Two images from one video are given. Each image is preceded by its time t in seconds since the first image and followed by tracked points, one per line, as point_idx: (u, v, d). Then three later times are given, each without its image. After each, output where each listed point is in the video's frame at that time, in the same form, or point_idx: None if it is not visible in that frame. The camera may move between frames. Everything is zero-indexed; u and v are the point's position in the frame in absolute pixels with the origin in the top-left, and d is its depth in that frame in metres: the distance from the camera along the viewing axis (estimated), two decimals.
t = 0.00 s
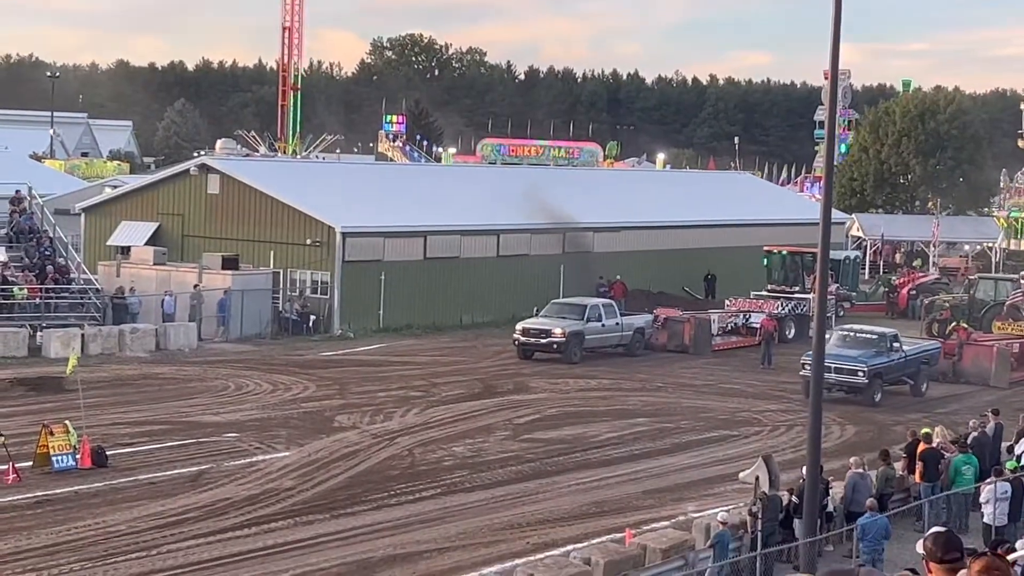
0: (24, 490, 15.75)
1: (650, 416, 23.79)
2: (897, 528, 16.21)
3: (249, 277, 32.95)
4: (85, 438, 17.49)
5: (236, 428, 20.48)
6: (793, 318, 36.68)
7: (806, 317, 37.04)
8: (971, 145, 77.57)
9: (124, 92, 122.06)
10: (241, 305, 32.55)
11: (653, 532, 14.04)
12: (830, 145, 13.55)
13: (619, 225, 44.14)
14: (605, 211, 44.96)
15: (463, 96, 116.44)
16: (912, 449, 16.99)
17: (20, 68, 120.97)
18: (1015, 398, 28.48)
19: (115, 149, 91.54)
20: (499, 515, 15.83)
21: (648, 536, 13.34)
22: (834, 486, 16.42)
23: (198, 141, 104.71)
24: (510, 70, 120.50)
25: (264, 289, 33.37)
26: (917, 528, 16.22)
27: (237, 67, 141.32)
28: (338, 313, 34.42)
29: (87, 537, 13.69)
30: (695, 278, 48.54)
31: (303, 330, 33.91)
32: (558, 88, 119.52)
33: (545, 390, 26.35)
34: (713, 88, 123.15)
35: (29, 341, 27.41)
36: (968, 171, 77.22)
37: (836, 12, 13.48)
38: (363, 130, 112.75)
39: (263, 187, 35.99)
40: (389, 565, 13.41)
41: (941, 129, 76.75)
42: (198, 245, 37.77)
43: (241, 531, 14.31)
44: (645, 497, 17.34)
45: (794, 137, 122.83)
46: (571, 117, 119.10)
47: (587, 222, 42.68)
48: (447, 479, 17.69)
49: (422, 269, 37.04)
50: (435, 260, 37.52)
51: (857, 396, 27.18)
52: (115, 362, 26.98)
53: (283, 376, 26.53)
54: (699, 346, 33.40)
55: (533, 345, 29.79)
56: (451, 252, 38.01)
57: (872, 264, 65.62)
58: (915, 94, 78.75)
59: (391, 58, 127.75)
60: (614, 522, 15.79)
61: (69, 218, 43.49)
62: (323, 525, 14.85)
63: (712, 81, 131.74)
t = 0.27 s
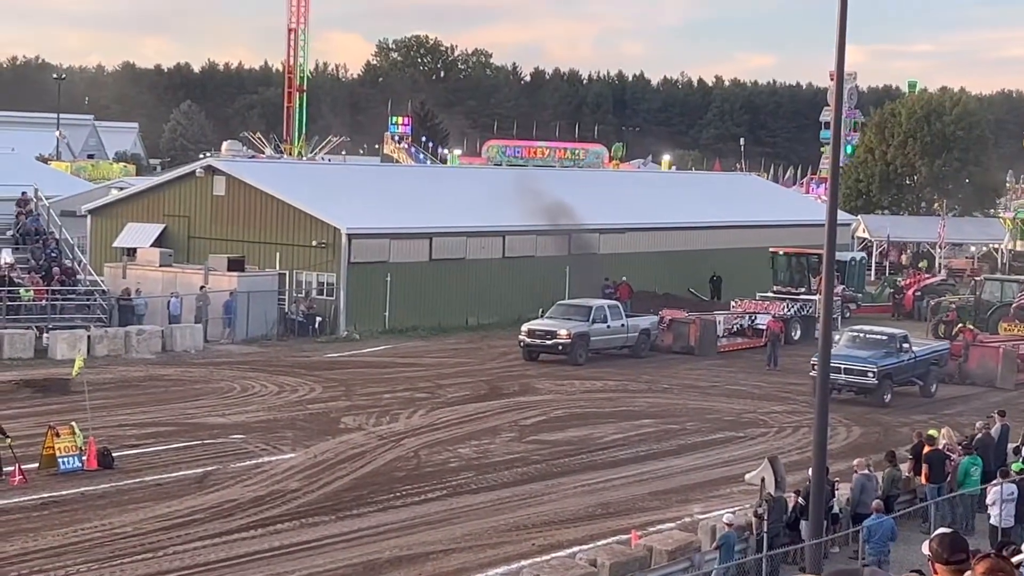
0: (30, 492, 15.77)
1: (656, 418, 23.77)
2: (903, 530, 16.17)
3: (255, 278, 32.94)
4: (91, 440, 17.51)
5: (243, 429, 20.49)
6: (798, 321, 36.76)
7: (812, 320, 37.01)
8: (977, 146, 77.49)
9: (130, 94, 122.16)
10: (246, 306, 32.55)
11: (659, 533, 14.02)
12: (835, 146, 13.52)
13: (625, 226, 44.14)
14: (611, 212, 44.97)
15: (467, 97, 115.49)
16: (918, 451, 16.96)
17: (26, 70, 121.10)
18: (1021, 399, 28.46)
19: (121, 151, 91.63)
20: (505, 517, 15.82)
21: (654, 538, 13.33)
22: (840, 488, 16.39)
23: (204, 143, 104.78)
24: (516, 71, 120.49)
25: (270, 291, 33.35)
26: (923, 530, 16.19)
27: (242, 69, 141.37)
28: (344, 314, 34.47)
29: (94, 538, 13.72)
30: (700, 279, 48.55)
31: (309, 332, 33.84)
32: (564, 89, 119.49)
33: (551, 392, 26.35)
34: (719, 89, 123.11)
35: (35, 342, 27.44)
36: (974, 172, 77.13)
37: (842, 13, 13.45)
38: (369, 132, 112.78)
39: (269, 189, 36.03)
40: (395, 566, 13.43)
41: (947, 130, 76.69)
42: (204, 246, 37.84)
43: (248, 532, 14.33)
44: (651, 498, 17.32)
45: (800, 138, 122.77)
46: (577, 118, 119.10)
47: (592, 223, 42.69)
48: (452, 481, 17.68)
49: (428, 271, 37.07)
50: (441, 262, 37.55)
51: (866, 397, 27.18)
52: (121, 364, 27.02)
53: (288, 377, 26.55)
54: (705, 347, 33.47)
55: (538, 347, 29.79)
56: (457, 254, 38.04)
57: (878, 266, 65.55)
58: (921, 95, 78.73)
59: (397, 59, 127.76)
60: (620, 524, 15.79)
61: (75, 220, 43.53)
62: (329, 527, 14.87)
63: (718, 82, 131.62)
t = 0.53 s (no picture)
0: (35, 496, 15.78)
1: (660, 423, 23.76)
2: (907, 535, 16.15)
3: (259, 283, 32.98)
4: (96, 444, 17.53)
5: (247, 434, 20.51)
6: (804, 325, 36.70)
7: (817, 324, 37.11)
8: (982, 151, 77.39)
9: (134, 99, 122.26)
10: (251, 311, 32.60)
11: (663, 538, 14.01)
12: (839, 151, 13.50)
13: (629, 231, 44.13)
14: (615, 217, 44.96)
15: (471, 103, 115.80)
16: (923, 456, 16.93)
17: (31, 75, 121.23)
18: None
19: (125, 156, 91.69)
20: (509, 521, 15.82)
21: (658, 543, 13.32)
22: (844, 493, 16.36)
23: (209, 148, 104.82)
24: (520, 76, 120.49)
25: (274, 295, 33.37)
26: (927, 535, 16.15)
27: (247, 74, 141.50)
28: (349, 319, 34.47)
29: (98, 542, 13.72)
30: (705, 284, 48.54)
31: (314, 336, 33.83)
32: (568, 94, 119.44)
33: (555, 397, 26.34)
34: (723, 94, 123.02)
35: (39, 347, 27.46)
36: (979, 177, 77.02)
37: (846, 17, 13.45)
38: (373, 137, 112.76)
39: (273, 194, 36.05)
40: (399, 570, 13.42)
41: (952, 135, 76.61)
42: (209, 251, 37.87)
43: (252, 537, 14.33)
44: (656, 503, 17.31)
45: (805, 143, 122.64)
46: (581, 123, 119.12)
47: (597, 228, 42.66)
48: (456, 485, 17.68)
49: (432, 276, 37.07)
50: (445, 267, 37.54)
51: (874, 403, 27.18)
52: (126, 369, 27.03)
53: (293, 382, 26.55)
54: (709, 352, 33.47)
55: (541, 351, 29.78)
56: (461, 259, 38.04)
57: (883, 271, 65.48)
58: (926, 100, 78.72)
59: (402, 64, 127.79)
60: (624, 529, 15.77)
61: (79, 225, 43.56)
62: (333, 531, 14.87)
63: (723, 87, 131.61)
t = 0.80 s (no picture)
0: (37, 497, 15.79)
1: (662, 424, 23.76)
2: (909, 536, 16.14)
3: (261, 284, 32.99)
4: (98, 445, 17.53)
5: (250, 435, 20.51)
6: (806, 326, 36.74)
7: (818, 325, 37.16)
8: (985, 152, 77.34)
9: (136, 100, 122.33)
10: (253, 311, 32.62)
11: (665, 539, 14.01)
12: (842, 152, 13.49)
13: (631, 232, 44.12)
14: (617, 218, 44.95)
15: (474, 104, 114.80)
16: (925, 457, 16.92)
17: (33, 76, 121.36)
18: None
19: (127, 157, 91.72)
20: (510, 522, 15.82)
21: (660, 544, 13.32)
22: (847, 494, 16.35)
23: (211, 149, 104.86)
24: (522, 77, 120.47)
25: (276, 296, 33.38)
26: (930, 536, 16.14)
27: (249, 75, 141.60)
28: (351, 320, 34.48)
29: (100, 543, 13.72)
30: (707, 285, 48.53)
31: (315, 337, 33.86)
32: (570, 96, 119.40)
33: (558, 398, 26.35)
34: (726, 95, 122.96)
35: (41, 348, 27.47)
36: (981, 178, 76.95)
37: (849, 18, 13.43)
38: (375, 138, 112.76)
39: (276, 195, 36.06)
40: (401, 572, 13.42)
41: (954, 136, 76.58)
42: (211, 252, 37.88)
43: (254, 538, 14.33)
44: (658, 504, 17.31)
45: (807, 143, 122.55)
46: (583, 124, 119.13)
47: (599, 229, 42.65)
48: (458, 486, 17.69)
49: (434, 277, 37.08)
50: (447, 268, 37.54)
51: (880, 403, 27.24)
52: (128, 370, 27.04)
53: (295, 383, 26.55)
54: (710, 353, 33.41)
55: (542, 352, 29.77)
56: (463, 259, 38.04)
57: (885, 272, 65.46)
58: (928, 102, 78.78)
59: (404, 65, 127.78)
60: (626, 530, 15.76)
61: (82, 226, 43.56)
62: (336, 532, 14.87)
63: (725, 88, 131.55)
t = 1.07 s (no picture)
0: (37, 495, 15.78)
1: (662, 422, 23.76)
2: (909, 535, 16.14)
3: (262, 282, 32.98)
4: (98, 443, 17.53)
5: (250, 433, 20.52)
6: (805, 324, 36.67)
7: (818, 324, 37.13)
8: (985, 151, 77.35)
9: (136, 98, 122.36)
10: (253, 309, 32.61)
11: (665, 538, 14.01)
12: (843, 150, 13.47)
13: (632, 231, 44.12)
14: (618, 217, 44.94)
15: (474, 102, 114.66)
16: (925, 456, 16.91)
17: (33, 74, 121.39)
18: None
19: (127, 155, 91.76)
20: (510, 521, 15.81)
21: (661, 542, 13.31)
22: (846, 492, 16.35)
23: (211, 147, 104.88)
24: (522, 76, 120.48)
25: (276, 294, 33.36)
26: (930, 535, 16.13)
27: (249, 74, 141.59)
28: (351, 319, 34.50)
29: (101, 541, 13.73)
30: (707, 284, 48.54)
31: (316, 335, 33.88)
32: (571, 94, 119.41)
33: (558, 396, 26.36)
34: (726, 94, 122.99)
35: (41, 346, 27.48)
36: (981, 176, 76.94)
37: (850, 16, 13.42)
38: (375, 136, 112.77)
39: (276, 193, 36.07)
40: (402, 570, 13.42)
41: (954, 135, 76.57)
42: (211, 251, 37.89)
43: (254, 537, 14.34)
44: (658, 503, 17.31)
45: (808, 142, 122.59)
46: (584, 123, 119.15)
47: (599, 227, 42.66)
48: (459, 485, 17.69)
49: (434, 275, 37.09)
50: (447, 266, 37.53)
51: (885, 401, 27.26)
52: (128, 368, 27.05)
53: (295, 381, 26.56)
54: (709, 351, 33.41)
55: (541, 349, 29.74)
56: (463, 258, 38.04)
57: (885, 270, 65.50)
58: (929, 101, 78.80)
59: (404, 63, 127.77)
60: (627, 528, 15.77)
61: (82, 224, 43.55)
62: (336, 530, 14.88)
63: (725, 87, 131.57)
